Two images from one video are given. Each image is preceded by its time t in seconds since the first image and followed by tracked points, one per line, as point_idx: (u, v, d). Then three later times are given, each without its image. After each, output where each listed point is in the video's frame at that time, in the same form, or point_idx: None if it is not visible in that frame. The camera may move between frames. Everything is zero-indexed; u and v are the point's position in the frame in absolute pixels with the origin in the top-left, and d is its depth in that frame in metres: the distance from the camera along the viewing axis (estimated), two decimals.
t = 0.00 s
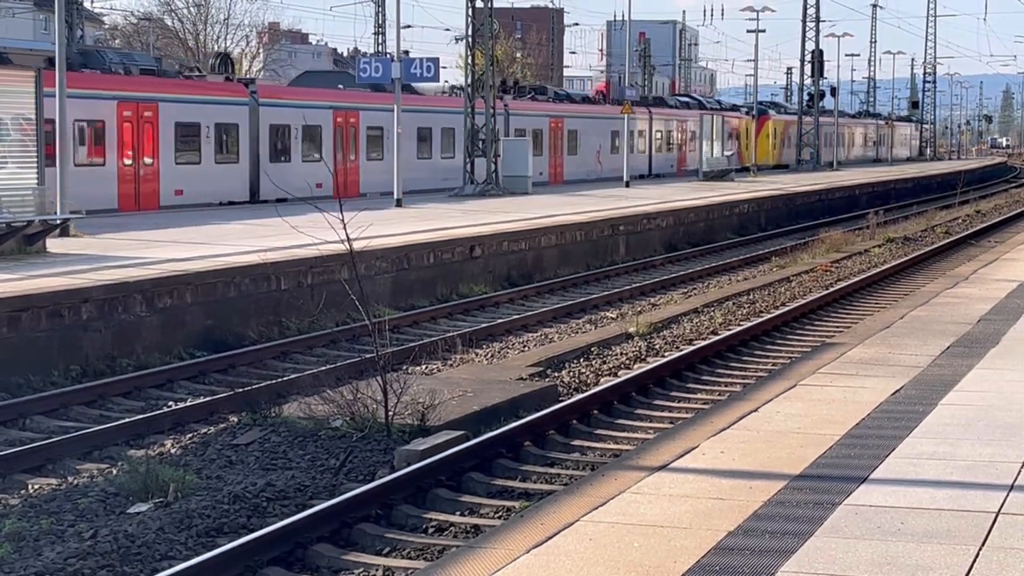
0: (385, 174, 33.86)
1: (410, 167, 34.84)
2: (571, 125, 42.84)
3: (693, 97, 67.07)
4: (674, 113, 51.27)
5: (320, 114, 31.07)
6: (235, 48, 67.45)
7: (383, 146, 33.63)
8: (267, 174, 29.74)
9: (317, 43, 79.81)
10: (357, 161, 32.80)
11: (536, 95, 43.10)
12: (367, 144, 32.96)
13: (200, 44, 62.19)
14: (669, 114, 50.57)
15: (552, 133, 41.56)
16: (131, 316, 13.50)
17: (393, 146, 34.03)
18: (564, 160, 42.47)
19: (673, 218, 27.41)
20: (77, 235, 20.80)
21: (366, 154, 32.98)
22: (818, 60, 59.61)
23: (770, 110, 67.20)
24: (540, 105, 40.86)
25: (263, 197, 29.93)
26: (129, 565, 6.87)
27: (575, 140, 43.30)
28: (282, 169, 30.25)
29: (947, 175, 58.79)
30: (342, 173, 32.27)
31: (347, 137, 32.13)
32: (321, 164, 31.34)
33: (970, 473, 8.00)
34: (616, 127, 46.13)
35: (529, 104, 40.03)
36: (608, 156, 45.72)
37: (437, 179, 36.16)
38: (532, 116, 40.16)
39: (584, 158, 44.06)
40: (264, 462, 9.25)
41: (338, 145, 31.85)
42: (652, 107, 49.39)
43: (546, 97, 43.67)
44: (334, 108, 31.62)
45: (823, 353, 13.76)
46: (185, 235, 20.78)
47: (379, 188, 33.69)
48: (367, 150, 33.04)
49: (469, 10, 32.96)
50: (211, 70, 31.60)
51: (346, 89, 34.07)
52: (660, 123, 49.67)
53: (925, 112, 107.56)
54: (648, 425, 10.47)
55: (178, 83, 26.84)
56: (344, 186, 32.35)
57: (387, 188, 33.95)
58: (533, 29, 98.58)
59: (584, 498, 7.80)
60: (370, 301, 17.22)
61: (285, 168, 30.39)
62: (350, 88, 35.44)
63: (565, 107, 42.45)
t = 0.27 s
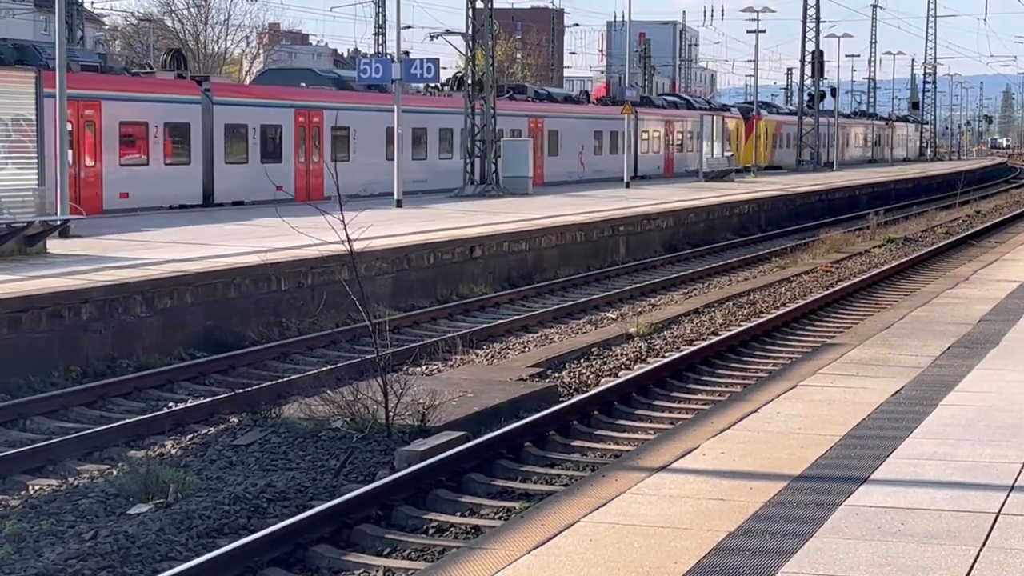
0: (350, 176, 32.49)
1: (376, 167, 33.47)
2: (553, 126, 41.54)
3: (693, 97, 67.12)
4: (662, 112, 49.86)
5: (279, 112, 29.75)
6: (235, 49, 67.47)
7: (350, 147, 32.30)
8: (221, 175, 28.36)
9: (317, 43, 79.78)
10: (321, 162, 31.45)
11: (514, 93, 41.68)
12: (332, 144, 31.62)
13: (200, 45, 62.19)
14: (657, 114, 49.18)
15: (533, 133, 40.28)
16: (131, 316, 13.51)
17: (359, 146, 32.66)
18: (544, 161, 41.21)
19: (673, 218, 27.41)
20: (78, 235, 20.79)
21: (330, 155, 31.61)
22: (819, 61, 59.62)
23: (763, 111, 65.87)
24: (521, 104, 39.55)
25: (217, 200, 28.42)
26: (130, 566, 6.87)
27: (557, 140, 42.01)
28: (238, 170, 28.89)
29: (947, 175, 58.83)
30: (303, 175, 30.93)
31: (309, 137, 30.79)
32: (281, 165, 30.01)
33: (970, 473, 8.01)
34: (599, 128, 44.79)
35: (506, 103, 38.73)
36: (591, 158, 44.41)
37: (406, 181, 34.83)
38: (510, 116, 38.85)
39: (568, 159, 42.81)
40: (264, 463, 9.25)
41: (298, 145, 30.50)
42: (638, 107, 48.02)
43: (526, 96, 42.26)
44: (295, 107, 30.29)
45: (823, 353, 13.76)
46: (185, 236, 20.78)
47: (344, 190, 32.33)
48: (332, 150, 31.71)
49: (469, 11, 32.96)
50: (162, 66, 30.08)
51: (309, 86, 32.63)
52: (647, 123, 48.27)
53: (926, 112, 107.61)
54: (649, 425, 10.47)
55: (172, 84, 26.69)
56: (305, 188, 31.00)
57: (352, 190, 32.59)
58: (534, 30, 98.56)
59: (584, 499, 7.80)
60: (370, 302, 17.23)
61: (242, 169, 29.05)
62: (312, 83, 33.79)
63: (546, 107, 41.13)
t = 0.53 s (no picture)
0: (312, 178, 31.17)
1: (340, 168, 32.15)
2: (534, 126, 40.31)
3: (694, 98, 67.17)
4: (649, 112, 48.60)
5: (235, 111, 28.40)
6: (235, 49, 67.60)
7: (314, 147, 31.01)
8: (171, 177, 26.96)
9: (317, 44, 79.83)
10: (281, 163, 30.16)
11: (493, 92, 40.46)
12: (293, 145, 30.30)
13: (200, 46, 62.29)
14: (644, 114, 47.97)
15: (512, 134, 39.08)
16: (131, 317, 13.51)
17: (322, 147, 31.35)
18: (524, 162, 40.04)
19: (673, 218, 27.43)
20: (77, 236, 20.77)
21: (290, 156, 30.30)
22: (819, 61, 59.65)
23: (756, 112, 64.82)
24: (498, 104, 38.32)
25: (165, 204, 27.03)
26: (130, 567, 6.87)
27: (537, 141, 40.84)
28: (189, 172, 27.46)
29: (948, 176, 58.85)
30: (260, 177, 29.62)
31: (268, 138, 29.51)
32: (237, 167, 28.69)
33: (971, 473, 8.01)
34: (583, 129, 43.61)
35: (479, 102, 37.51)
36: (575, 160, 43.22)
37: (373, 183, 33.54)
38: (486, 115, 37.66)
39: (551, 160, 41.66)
40: (264, 463, 9.25)
41: (255, 146, 29.19)
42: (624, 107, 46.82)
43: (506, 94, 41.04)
44: (253, 107, 28.98)
45: (824, 354, 13.76)
46: (185, 236, 20.77)
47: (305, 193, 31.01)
48: (293, 152, 30.39)
49: (469, 11, 32.98)
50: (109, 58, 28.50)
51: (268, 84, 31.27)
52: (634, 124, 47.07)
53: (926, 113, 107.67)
54: (649, 426, 10.46)
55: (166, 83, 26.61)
56: (263, 191, 29.68)
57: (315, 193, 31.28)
58: (534, 31, 98.58)
59: (585, 499, 7.80)
60: (371, 302, 17.24)
61: (194, 171, 27.67)
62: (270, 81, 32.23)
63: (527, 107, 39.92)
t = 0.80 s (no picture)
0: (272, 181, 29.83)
1: (302, 171, 30.80)
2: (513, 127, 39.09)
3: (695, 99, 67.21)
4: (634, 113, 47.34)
5: (187, 110, 27.03)
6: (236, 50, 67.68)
7: (275, 149, 29.68)
8: (115, 179, 25.54)
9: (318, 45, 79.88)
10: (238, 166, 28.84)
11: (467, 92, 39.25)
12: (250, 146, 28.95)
13: (201, 46, 62.32)
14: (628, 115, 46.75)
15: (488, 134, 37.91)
16: (132, 318, 13.51)
17: (284, 149, 30.01)
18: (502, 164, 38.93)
19: (674, 219, 27.43)
20: (78, 237, 20.78)
21: (248, 158, 28.96)
22: (820, 62, 59.67)
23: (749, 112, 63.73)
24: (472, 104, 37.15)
25: (109, 207, 25.60)
26: (131, 568, 6.87)
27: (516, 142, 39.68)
28: (138, 175, 26.15)
29: (948, 177, 58.89)
30: (215, 180, 28.27)
31: (224, 138, 28.16)
32: (189, 169, 27.33)
33: (972, 474, 8.01)
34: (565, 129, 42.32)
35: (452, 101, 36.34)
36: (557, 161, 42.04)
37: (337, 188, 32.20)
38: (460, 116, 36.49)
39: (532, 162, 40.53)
40: (265, 464, 9.24)
41: (210, 146, 27.83)
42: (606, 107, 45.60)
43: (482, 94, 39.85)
44: (207, 104, 27.59)
45: (824, 354, 13.74)
46: (186, 237, 20.78)
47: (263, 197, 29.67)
48: (250, 153, 29.04)
49: (469, 12, 32.98)
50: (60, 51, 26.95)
51: (224, 81, 29.82)
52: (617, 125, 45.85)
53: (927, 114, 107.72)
54: (650, 427, 10.45)
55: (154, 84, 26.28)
56: (217, 194, 28.33)
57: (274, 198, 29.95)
58: (535, 31, 98.66)
59: (585, 500, 7.81)
60: (371, 303, 17.25)
61: (143, 173, 26.31)
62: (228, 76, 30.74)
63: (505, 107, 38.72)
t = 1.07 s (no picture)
0: (228, 183, 28.40)
1: (260, 172, 29.38)
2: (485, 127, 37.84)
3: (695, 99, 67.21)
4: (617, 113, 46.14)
5: (135, 109, 25.54)
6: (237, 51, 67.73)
7: (231, 149, 28.29)
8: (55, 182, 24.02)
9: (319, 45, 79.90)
10: (191, 167, 27.41)
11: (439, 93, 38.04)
12: (205, 146, 27.54)
13: (201, 47, 62.31)
14: (609, 115, 45.56)
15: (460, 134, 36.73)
16: (133, 318, 13.51)
17: (240, 149, 28.61)
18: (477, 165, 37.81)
19: (675, 220, 27.43)
20: (79, 238, 20.79)
21: (202, 159, 27.53)
22: (820, 62, 59.67)
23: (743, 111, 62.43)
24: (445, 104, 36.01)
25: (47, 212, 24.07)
26: (132, 568, 6.87)
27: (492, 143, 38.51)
28: (80, 179, 24.61)
29: (949, 177, 58.90)
30: (165, 183, 26.82)
31: (174, 138, 26.69)
32: (136, 170, 25.86)
33: (973, 475, 8.01)
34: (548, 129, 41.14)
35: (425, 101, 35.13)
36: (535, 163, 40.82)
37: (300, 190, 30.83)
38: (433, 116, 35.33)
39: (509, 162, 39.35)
40: (266, 465, 9.24)
41: (159, 146, 26.38)
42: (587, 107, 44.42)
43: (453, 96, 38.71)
44: (157, 103, 26.17)
45: (825, 355, 13.74)
46: (187, 238, 20.78)
47: (219, 200, 28.21)
48: (204, 154, 27.58)
49: (470, 13, 32.97)
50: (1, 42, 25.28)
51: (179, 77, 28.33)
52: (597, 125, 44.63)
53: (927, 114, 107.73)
54: (650, 428, 10.44)
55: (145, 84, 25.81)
56: (169, 197, 26.91)
57: (230, 200, 28.52)
58: (535, 32, 98.68)
59: (586, 500, 7.81)
60: (372, 304, 17.25)
61: (85, 175, 24.77)
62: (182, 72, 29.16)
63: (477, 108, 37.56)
